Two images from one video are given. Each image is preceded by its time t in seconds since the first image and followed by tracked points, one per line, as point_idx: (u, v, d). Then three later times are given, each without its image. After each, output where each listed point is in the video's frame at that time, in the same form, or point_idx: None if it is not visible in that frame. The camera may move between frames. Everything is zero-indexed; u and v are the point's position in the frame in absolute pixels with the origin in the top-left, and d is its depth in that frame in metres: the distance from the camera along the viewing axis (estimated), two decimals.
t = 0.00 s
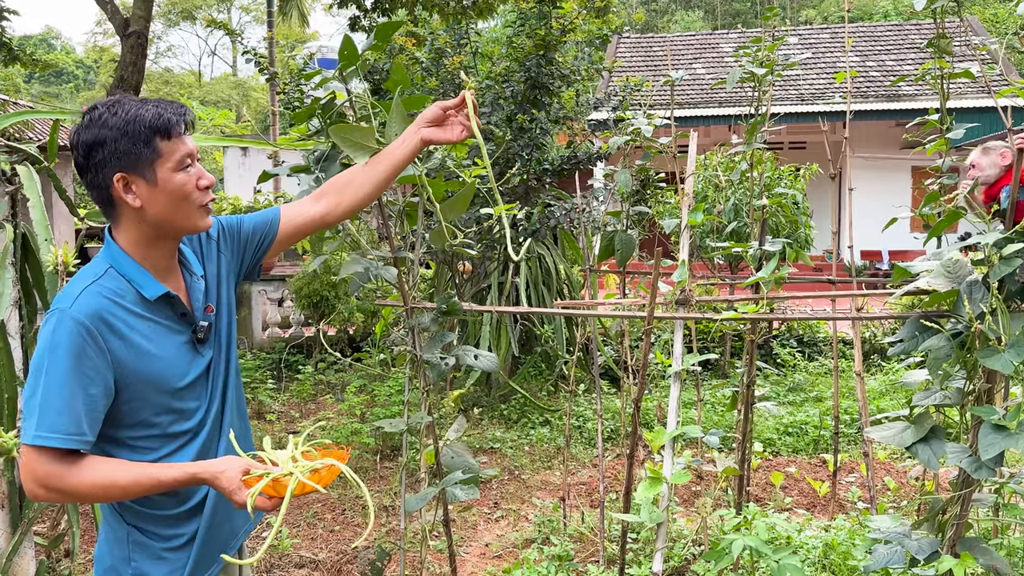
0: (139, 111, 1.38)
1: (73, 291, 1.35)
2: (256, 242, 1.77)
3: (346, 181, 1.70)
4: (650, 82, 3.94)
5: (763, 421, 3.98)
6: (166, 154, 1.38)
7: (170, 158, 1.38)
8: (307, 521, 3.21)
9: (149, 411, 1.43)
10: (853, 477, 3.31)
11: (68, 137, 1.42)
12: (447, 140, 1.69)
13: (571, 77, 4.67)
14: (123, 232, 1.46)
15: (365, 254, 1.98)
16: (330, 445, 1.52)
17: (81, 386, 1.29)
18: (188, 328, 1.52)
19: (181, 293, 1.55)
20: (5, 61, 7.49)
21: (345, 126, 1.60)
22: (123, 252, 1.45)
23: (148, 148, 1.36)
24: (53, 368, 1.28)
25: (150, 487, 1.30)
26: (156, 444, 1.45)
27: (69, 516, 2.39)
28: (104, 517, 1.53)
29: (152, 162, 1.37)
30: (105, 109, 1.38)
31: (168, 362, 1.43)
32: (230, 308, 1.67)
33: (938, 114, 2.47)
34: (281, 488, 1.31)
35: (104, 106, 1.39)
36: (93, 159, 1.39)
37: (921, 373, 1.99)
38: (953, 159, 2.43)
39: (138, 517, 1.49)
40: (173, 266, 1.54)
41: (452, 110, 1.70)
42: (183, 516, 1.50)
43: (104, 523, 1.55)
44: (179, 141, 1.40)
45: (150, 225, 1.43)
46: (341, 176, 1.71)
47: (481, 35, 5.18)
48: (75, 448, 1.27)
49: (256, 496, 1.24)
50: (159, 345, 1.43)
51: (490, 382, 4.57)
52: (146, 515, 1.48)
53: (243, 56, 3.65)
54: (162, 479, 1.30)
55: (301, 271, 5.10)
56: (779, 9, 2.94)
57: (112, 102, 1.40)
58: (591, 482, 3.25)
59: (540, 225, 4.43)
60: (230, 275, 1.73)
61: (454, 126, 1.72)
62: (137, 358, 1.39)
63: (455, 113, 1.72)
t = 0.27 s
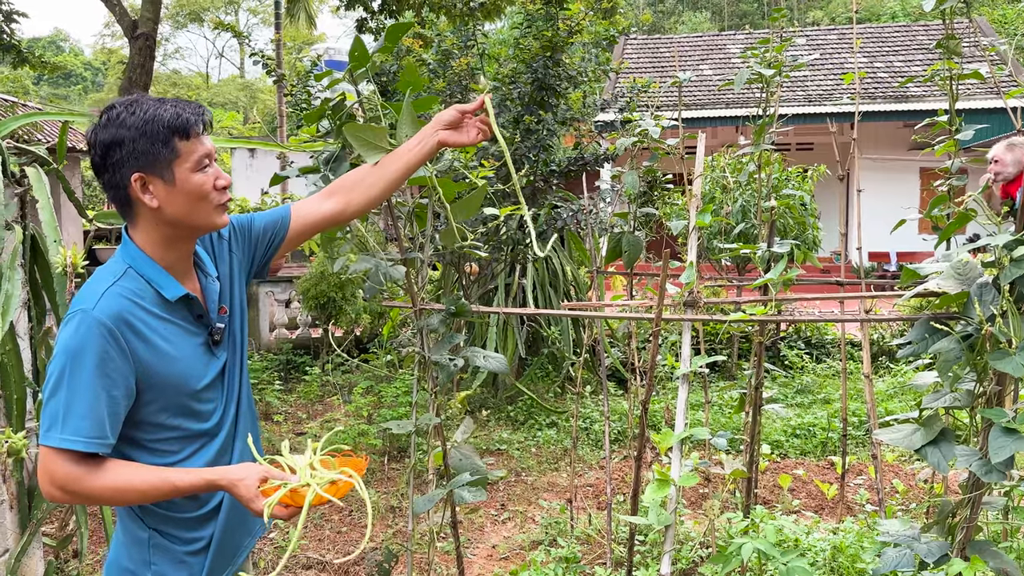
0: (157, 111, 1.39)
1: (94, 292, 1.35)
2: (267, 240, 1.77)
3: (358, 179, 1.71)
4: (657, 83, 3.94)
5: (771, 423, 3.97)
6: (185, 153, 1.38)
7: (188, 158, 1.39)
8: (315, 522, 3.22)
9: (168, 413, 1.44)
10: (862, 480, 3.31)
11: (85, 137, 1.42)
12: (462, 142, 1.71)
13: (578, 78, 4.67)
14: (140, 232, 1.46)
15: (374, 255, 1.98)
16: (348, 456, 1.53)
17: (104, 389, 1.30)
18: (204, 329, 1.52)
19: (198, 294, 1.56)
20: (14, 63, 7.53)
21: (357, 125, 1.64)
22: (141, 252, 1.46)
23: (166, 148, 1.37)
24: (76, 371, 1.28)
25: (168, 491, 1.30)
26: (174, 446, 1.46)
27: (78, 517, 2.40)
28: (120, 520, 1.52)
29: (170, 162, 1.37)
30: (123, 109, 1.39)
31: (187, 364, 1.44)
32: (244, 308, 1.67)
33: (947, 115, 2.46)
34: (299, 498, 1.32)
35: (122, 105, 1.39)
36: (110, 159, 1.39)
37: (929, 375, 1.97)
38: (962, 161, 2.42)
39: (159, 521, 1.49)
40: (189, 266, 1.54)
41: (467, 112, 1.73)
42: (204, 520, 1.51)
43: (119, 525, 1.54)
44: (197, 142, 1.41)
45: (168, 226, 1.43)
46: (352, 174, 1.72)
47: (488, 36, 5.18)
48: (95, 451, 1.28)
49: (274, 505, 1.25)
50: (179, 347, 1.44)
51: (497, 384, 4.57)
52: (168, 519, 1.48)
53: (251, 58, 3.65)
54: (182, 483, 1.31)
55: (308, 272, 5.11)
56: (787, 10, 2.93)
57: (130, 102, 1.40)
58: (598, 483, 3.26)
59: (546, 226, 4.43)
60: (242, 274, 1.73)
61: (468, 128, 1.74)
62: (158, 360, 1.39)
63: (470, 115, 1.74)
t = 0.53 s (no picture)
0: (170, 113, 1.39)
1: (106, 294, 1.36)
2: (278, 240, 1.77)
3: (369, 177, 1.71)
4: (663, 85, 3.93)
5: (776, 425, 3.97)
6: (198, 157, 1.39)
7: (201, 161, 1.39)
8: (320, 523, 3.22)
9: (179, 415, 1.44)
10: (867, 483, 3.30)
11: (98, 138, 1.43)
12: (474, 140, 1.73)
13: (583, 80, 4.67)
14: (153, 234, 1.47)
15: (380, 257, 1.98)
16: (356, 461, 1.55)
17: (116, 392, 1.30)
18: (215, 331, 1.52)
19: (208, 296, 1.56)
20: (21, 64, 7.55)
21: (371, 122, 1.66)
22: (152, 254, 1.46)
23: (179, 150, 1.37)
24: (88, 373, 1.29)
25: (177, 494, 1.30)
26: (184, 448, 1.46)
27: (84, 517, 2.41)
28: (131, 521, 1.53)
29: (183, 164, 1.38)
30: (137, 111, 1.39)
31: (198, 367, 1.44)
32: (255, 310, 1.68)
33: (953, 116, 2.45)
34: (309, 503, 1.34)
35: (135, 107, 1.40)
36: (123, 161, 1.39)
37: (937, 378, 1.96)
38: (970, 162, 2.41)
39: (169, 523, 1.49)
40: (200, 269, 1.55)
41: (479, 112, 1.74)
42: (213, 522, 1.51)
43: (129, 527, 1.55)
44: (210, 144, 1.41)
45: (180, 228, 1.43)
46: (364, 172, 1.72)
47: (494, 38, 5.18)
48: (107, 455, 1.28)
49: (285, 510, 1.27)
50: (190, 350, 1.44)
51: (502, 385, 4.57)
52: (178, 521, 1.49)
53: (257, 60, 3.66)
54: (191, 487, 1.30)
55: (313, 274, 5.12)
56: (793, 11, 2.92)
57: (143, 103, 1.40)
58: (603, 485, 3.26)
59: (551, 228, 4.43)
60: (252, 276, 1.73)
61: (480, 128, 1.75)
62: (169, 362, 1.40)
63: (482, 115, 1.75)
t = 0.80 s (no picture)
0: (175, 115, 1.39)
1: (112, 297, 1.36)
2: (284, 241, 1.77)
3: (376, 177, 1.71)
4: (667, 86, 3.93)
5: (781, 427, 3.97)
6: (202, 159, 1.39)
7: (206, 163, 1.39)
8: (324, 524, 3.23)
9: (185, 417, 1.44)
10: (873, 485, 3.30)
11: (103, 141, 1.43)
12: (481, 141, 1.75)
13: (588, 81, 4.67)
14: (158, 236, 1.47)
15: (384, 258, 1.97)
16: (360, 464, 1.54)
17: (121, 394, 1.30)
18: (221, 333, 1.53)
19: (214, 298, 1.56)
20: (26, 66, 7.59)
21: (377, 123, 1.62)
22: (158, 256, 1.46)
23: (185, 153, 1.37)
24: (94, 376, 1.29)
25: (183, 496, 1.30)
26: (191, 449, 1.46)
27: (88, 518, 2.41)
28: (139, 522, 1.53)
29: (189, 167, 1.38)
30: (142, 113, 1.39)
31: (204, 368, 1.44)
32: (261, 311, 1.68)
33: (958, 117, 2.44)
34: (314, 506, 1.33)
35: (140, 109, 1.39)
36: (129, 164, 1.39)
37: (944, 381, 1.95)
38: (976, 163, 2.39)
39: (176, 524, 1.49)
40: (206, 270, 1.55)
41: (485, 113, 1.76)
42: (219, 524, 1.51)
43: (137, 527, 1.55)
44: (215, 146, 1.41)
45: (185, 230, 1.44)
46: (371, 172, 1.72)
47: (498, 40, 5.18)
48: (113, 457, 1.28)
49: (290, 513, 1.26)
50: (196, 352, 1.44)
51: (506, 387, 4.57)
52: (185, 522, 1.49)
53: (261, 62, 3.66)
54: (197, 490, 1.31)
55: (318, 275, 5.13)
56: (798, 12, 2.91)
57: (148, 106, 1.40)
58: (607, 487, 3.26)
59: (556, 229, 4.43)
60: (259, 276, 1.73)
61: (487, 128, 1.77)
62: (175, 364, 1.40)
63: (487, 116, 1.77)
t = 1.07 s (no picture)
0: (177, 117, 1.39)
1: (115, 298, 1.36)
2: (287, 242, 1.78)
3: (381, 178, 1.71)
4: (671, 87, 3.93)
5: (785, 428, 3.96)
6: (204, 160, 1.39)
7: (208, 165, 1.39)
8: (328, 525, 3.23)
9: (189, 417, 1.44)
10: (877, 487, 3.29)
11: (106, 142, 1.43)
12: (484, 143, 1.74)
13: (591, 82, 4.67)
14: (160, 237, 1.47)
15: (386, 259, 1.97)
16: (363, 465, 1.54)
17: (125, 395, 1.30)
18: (224, 334, 1.53)
19: (217, 299, 1.56)
20: (31, 67, 7.60)
21: (379, 126, 1.63)
22: (160, 258, 1.46)
23: (186, 154, 1.37)
24: (96, 377, 1.29)
25: (186, 497, 1.31)
26: (195, 450, 1.46)
27: (92, 519, 2.41)
28: (144, 522, 1.53)
29: (190, 169, 1.38)
30: (143, 115, 1.39)
31: (207, 369, 1.44)
32: (264, 312, 1.68)
33: (962, 118, 2.44)
34: (316, 508, 1.33)
35: (142, 112, 1.40)
36: (131, 165, 1.40)
37: (949, 383, 1.94)
38: (980, 164, 2.38)
39: (182, 525, 1.49)
40: (209, 271, 1.55)
41: (488, 115, 1.75)
42: (224, 525, 1.51)
43: (142, 528, 1.55)
44: (217, 148, 1.41)
45: (188, 232, 1.44)
46: (375, 174, 1.72)
47: (501, 40, 5.18)
48: (116, 459, 1.28)
49: (292, 514, 1.27)
50: (200, 353, 1.44)
51: (509, 388, 4.57)
52: (190, 523, 1.49)
53: (265, 63, 3.66)
54: (201, 491, 1.31)
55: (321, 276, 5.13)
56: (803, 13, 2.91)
57: (150, 108, 1.40)
58: (611, 488, 3.26)
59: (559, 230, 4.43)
60: (263, 278, 1.73)
61: (490, 130, 1.76)
62: (178, 365, 1.40)
63: (490, 118, 1.77)
